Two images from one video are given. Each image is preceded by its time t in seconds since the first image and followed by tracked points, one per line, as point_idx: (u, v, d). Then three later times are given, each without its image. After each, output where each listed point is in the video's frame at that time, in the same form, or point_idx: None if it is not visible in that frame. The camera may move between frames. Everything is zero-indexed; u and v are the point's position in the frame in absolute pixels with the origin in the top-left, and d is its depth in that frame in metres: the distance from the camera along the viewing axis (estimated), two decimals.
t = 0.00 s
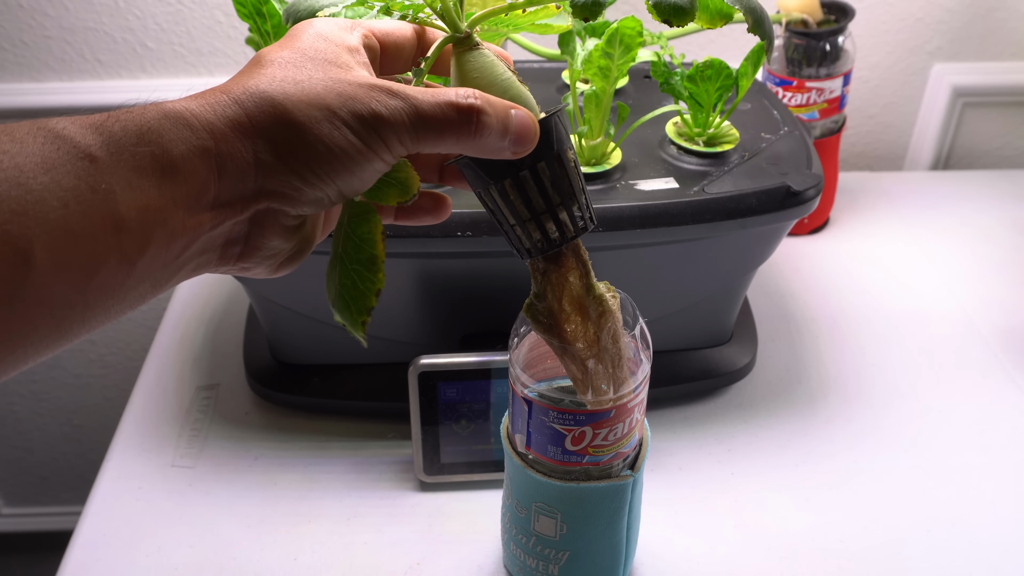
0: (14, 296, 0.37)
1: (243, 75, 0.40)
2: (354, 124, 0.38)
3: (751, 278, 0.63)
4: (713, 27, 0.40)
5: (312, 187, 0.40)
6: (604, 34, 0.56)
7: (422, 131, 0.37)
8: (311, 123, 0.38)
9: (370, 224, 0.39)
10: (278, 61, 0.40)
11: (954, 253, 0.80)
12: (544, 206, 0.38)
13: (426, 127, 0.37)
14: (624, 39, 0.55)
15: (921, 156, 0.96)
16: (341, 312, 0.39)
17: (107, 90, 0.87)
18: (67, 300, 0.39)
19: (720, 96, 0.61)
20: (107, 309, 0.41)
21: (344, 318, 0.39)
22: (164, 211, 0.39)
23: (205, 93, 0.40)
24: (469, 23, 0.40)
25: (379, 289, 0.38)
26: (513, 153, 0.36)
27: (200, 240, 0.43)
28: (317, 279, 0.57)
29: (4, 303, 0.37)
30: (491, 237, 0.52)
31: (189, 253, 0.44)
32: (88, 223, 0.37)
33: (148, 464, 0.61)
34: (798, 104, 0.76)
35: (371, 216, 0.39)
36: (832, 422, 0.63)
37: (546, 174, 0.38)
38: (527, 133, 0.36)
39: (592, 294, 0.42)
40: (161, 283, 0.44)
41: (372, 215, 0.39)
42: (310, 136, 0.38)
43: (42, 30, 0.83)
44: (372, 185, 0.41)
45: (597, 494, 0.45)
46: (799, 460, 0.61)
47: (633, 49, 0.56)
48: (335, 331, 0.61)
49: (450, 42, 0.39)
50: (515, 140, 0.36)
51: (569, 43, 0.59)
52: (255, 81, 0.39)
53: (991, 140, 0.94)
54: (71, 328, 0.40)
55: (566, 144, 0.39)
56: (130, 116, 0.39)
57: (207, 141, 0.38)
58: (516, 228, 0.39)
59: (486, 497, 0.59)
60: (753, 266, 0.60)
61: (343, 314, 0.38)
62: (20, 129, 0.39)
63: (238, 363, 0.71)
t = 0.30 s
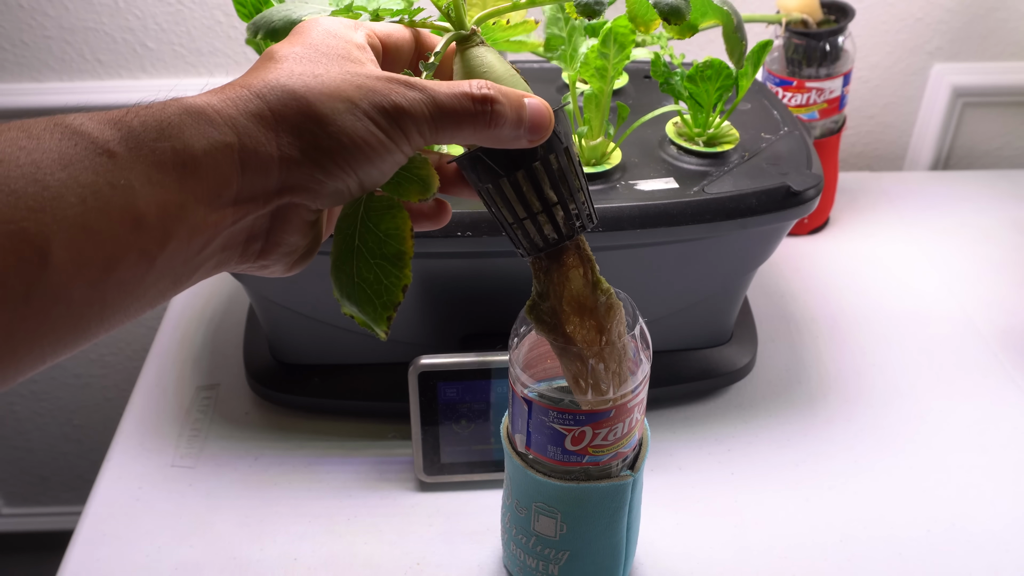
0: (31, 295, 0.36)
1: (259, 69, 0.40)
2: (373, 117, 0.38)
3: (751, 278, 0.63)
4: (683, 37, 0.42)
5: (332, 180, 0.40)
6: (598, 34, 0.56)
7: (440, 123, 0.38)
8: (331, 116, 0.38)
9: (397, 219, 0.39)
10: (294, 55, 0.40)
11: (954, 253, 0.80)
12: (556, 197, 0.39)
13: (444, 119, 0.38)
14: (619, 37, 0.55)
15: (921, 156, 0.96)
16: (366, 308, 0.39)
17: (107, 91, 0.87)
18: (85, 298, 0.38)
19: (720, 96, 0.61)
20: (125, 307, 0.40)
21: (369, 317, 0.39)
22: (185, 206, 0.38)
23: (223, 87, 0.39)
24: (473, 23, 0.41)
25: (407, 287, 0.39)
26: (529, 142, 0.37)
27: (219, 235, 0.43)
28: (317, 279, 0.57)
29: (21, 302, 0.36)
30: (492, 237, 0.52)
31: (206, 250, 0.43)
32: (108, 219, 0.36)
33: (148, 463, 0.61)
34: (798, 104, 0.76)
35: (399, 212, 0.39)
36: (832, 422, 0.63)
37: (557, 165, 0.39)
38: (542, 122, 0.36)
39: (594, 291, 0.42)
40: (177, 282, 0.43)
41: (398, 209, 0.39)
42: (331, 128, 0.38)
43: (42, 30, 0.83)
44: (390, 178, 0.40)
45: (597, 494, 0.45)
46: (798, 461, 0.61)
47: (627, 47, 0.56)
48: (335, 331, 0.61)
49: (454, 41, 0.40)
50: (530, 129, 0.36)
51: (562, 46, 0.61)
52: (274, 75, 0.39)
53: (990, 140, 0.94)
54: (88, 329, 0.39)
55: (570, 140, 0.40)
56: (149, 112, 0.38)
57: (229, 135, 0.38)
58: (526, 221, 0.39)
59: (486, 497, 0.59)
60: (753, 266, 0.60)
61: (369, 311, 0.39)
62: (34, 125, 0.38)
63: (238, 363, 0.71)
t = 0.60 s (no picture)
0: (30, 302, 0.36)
1: (257, 75, 0.40)
2: (371, 120, 0.38)
3: (751, 278, 0.63)
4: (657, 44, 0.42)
5: (331, 185, 0.40)
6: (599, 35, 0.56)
7: (437, 127, 0.38)
8: (330, 120, 0.38)
9: (397, 223, 0.39)
10: (291, 60, 0.40)
11: (954, 253, 0.80)
12: (551, 198, 0.39)
13: (441, 122, 0.38)
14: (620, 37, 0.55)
15: (921, 156, 0.96)
16: (366, 313, 0.40)
17: (107, 91, 0.87)
18: (84, 305, 0.38)
19: (720, 96, 0.61)
20: (125, 314, 0.40)
21: (369, 321, 0.40)
22: (185, 211, 0.38)
23: (222, 93, 0.39)
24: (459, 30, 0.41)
25: (407, 289, 0.39)
26: (524, 141, 0.37)
27: (220, 241, 0.43)
28: (317, 279, 0.57)
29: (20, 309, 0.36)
30: (491, 237, 0.52)
31: (206, 257, 0.43)
32: (107, 226, 0.36)
33: (148, 463, 0.61)
34: (798, 104, 0.76)
35: (399, 215, 0.40)
36: (833, 422, 0.63)
37: (550, 165, 0.39)
38: (534, 122, 0.37)
39: (592, 291, 0.42)
40: (178, 288, 0.43)
41: (397, 212, 0.40)
42: (330, 132, 0.38)
43: (42, 29, 0.83)
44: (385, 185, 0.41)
45: (597, 494, 0.45)
46: (799, 461, 0.61)
47: (628, 47, 0.56)
48: (335, 332, 0.61)
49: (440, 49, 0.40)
50: (525, 129, 0.37)
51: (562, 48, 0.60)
52: (272, 80, 0.39)
53: (990, 140, 0.94)
54: (88, 336, 0.39)
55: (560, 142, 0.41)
56: (147, 118, 0.38)
57: (228, 140, 0.38)
58: (523, 223, 0.39)
59: (486, 497, 0.59)
60: (752, 266, 0.60)
61: (368, 315, 0.39)
62: (32, 132, 0.38)
63: (238, 363, 0.71)
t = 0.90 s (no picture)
0: (37, 309, 0.36)
1: (263, 79, 0.40)
2: (378, 124, 0.38)
3: (751, 278, 0.63)
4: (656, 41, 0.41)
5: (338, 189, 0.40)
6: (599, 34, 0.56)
7: (443, 130, 0.38)
8: (337, 125, 0.38)
9: (404, 226, 0.39)
10: (296, 64, 0.40)
11: (954, 253, 0.80)
12: (557, 198, 0.39)
13: (447, 125, 0.38)
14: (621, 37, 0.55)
15: (921, 156, 0.96)
16: (373, 316, 0.40)
17: (107, 90, 0.87)
18: (91, 311, 0.37)
19: (720, 96, 0.61)
20: (132, 320, 0.40)
21: (376, 324, 0.40)
22: (192, 217, 0.38)
23: (228, 98, 0.39)
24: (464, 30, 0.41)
25: (415, 293, 0.39)
26: (530, 142, 0.37)
27: (227, 246, 0.43)
28: (317, 280, 0.57)
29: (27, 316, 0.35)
30: (491, 237, 0.52)
31: (213, 262, 0.43)
32: (114, 232, 0.36)
33: (148, 463, 0.61)
34: (798, 104, 0.76)
35: (406, 219, 0.40)
36: (832, 422, 0.63)
37: (555, 165, 0.39)
38: (541, 123, 0.37)
39: (596, 291, 0.42)
40: (185, 293, 0.43)
41: (404, 215, 0.40)
42: (337, 136, 0.38)
43: (42, 29, 0.83)
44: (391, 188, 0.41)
45: (597, 494, 0.45)
46: (799, 461, 0.61)
47: (628, 47, 0.56)
48: (335, 332, 0.61)
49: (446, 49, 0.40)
50: (530, 130, 0.37)
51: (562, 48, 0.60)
52: (278, 84, 0.39)
53: (990, 140, 0.94)
54: (95, 342, 0.39)
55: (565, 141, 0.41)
56: (154, 123, 0.38)
57: (235, 146, 0.38)
58: (528, 223, 0.39)
59: (486, 497, 0.59)
60: (753, 266, 0.60)
61: (375, 318, 0.39)
62: (39, 138, 0.38)
63: (238, 363, 0.71)
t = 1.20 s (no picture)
0: (39, 309, 0.36)
1: (270, 75, 0.40)
2: (385, 122, 0.38)
3: (751, 278, 0.63)
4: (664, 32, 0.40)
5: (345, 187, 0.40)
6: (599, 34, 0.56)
7: (451, 128, 0.38)
8: (345, 122, 0.38)
9: (410, 224, 0.39)
10: (304, 61, 0.40)
11: (954, 253, 0.80)
12: (561, 193, 0.39)
13: (454, 123, 0.38)
14: (620, 38, 0.55)
15: (921, 156, 0.96)
16: (374, 312, 0.39)
17: (107, 90, 0.87)
18: (93, 311, 0.37)
19: (720, 96, 0.61)
20: (135, 319, 0.40)
21: (378, 321, 0.39)
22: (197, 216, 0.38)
23: (235, 95, 0.39)
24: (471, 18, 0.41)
25: (418, 292, 0.39)
26: (537, 138, 0.37)
27: (231, 245, 0.42)
28: (317, 279, 0.57)
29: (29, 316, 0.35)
30: (492, 237, 0.53)
31: (218, 261, 0.43)
32: (118, 232, 0.36)
33: (148, 463, 0.61)
34: (798, 104, 0.76)
35: (411, 217, 0.39)
36: (832, 422, 0.63)
37: (560, 161, 0.39)
38: (548, 118, 0.37)
39: (596, 285, 0.42)
40: (189, 292, 0.43)
41: (410, 214, 0.39)
42: (344, 134, 0.38)
43: (42, 29, 0.83)
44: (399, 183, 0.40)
45: (597, 494, 0.45)
46: (798, 460, 0.61)
47: (628, 47, 0.56)
48: (335, 331, 0.62)
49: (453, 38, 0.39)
50: (538, 126, 0.37)
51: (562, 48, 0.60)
52: (285, 82, 0.39)
53: (990, 140, 0.94)
54: (96, 342, 0.39)
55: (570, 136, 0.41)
56: (161, 122, 0.38)
57: (243, 145, 0.38)
58: (531, 218, 0.39)
59: (486, 497, 0.59)
60: (752, 266, 0.60)
61: (377, 315, 0.39)
62: (45, 136, 0.38)
63: (238, 363, 0.71)
